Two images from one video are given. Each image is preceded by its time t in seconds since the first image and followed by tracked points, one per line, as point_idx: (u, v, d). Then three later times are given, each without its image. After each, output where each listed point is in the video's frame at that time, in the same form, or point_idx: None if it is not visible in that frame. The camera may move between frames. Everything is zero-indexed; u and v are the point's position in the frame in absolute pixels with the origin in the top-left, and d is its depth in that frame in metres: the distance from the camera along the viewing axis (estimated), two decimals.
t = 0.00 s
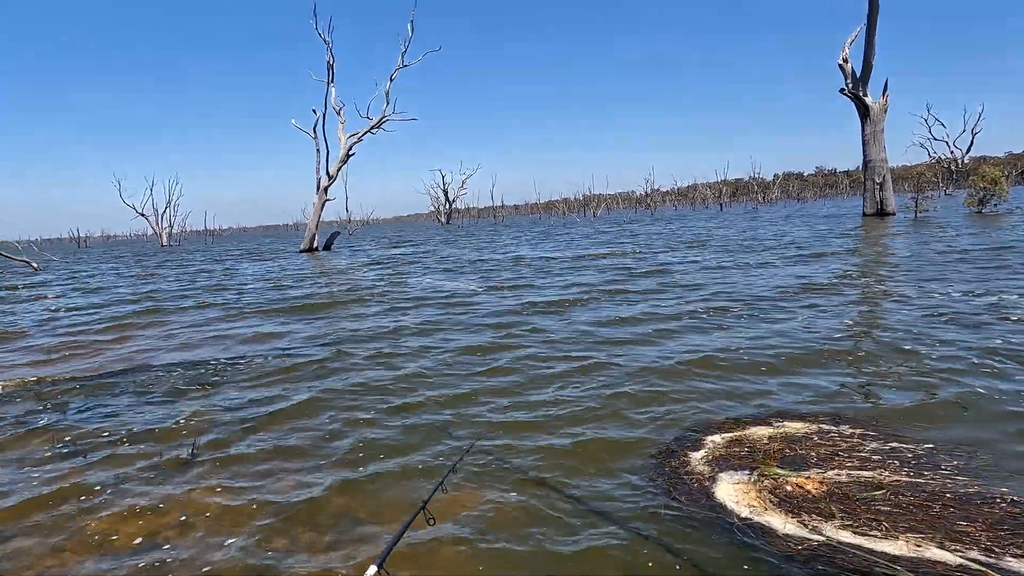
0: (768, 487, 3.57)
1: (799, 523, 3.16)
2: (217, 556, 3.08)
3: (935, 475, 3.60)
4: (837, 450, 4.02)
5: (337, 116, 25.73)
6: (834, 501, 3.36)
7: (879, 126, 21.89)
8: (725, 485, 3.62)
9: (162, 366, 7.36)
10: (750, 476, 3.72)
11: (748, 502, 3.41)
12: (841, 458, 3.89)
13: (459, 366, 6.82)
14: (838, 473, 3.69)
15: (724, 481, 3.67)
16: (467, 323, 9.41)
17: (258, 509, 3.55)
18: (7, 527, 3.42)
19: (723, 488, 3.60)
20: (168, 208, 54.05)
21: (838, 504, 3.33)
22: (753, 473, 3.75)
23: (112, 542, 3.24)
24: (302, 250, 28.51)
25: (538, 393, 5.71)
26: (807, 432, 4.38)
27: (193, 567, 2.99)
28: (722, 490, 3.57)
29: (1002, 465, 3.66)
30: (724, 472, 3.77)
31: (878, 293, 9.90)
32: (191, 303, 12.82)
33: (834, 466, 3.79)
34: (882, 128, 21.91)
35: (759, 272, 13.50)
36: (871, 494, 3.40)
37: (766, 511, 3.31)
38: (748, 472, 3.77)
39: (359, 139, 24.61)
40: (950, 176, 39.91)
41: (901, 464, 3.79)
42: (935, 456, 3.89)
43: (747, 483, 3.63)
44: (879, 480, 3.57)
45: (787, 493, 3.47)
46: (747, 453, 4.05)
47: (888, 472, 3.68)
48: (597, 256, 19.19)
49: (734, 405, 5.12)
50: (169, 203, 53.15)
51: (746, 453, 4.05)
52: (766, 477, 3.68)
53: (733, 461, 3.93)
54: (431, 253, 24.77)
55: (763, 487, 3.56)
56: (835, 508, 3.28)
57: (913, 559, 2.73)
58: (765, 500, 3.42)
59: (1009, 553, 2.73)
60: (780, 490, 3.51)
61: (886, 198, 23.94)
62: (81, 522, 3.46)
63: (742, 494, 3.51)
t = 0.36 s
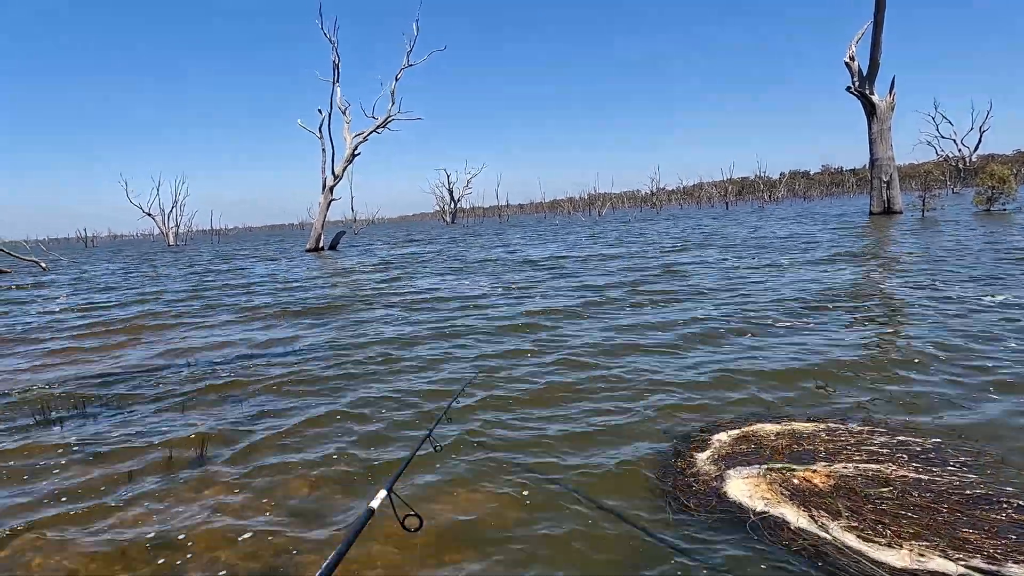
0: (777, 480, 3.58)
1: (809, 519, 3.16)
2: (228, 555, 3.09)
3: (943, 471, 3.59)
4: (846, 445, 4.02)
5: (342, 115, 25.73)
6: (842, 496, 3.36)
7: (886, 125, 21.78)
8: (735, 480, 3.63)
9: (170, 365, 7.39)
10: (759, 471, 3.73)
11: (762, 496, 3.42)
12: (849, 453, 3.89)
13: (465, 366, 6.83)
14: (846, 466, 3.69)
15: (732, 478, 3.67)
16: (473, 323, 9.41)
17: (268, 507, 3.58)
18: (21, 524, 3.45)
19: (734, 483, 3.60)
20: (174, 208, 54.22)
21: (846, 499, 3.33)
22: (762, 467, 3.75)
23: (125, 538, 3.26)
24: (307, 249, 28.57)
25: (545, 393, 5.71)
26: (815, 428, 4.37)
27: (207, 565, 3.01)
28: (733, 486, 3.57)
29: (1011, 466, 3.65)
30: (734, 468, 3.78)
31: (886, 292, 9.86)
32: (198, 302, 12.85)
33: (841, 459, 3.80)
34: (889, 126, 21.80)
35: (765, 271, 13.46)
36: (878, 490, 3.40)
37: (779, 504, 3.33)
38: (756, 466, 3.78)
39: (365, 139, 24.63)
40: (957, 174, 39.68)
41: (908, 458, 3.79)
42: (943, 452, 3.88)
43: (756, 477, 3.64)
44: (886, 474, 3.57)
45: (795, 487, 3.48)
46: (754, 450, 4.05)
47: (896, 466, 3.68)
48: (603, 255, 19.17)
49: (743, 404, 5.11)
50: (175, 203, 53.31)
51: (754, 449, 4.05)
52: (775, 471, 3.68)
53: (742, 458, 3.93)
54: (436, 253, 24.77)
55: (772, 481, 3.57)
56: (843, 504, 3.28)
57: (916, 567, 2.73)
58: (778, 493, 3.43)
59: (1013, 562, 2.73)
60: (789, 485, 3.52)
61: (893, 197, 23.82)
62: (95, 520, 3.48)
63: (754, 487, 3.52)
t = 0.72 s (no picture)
0: (785, 481, 3.57)
1: (820, 517, 3.16)
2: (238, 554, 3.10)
3: (953, 467, 3.59)
4: (854, 444, 4.01)
5: (347, 116, 25.78)
6: (852, 494, 3.36)
7: (891, 123, 21.71)
8: (744, 482, 3.62)
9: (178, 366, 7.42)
10: (767, 472, 3.72)
11: (769, 498, 3.41)
12: (858, 452, 3.88)
13: (472, 366, 6.84)
14: (855, 465, 3.69)
15: (741, 478, 3.67)
16: (478, 323, 9.41)
17: (278, 506, 3.59)
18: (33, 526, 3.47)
19: (743, 484, 3.60)
20: (179, 209, 54.41)
21: (857, 497, 3.33)
22: (770, 468, 3.75)
23: (136, 540, 3.28)
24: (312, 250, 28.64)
25: (552, 392, 5.71)
26: (823, 429, 4.36)
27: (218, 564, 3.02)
28: (742, 487, 3.56)
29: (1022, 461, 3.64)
30: (742, 468, 3.78)
31: (892, 291, 9.83)
32: (205, 303, 12.90)
33: (850, 459, 3.79)
34: (894, 124, 21.73)
35: (771, 270, 13.44)
36: (888, 486, 3.40)
37: (789, 503, 3.32)
38: (765, 467, 3.78)
39: (369, 139, 24.67)
40: (963, 172, 39.54)
41: (917, 456, 3.79)
42: (953, 449, 3.87)
43: (764, 479, 3.63)
44: (896, 471, 3.57)
45: (805, 487, 3.48)
46: (763, 450, 4.04)
47: (905, 464, 3.67)
48: (607, 255, 19.16)
49: (751, 403, 5.11)
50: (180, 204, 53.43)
51: (762, 450, 4.05)
52: (784, 472, 3.69)
53: (750, 458, 3.93)
54: (441, 253, 24.79)
55: (781, 482, 3.57)
56: (854, 501, 3.28)
57: (932, 560, 2.72)
58: (786, 495, 3.42)
59: None
60: (798, 485, 3.52)
61: (898, 195, 23.74)
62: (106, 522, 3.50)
63: (764, 487, 3.52)
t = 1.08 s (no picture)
0: (790, 482, 3.56)
1: (826, 517, 3.15)
2: (242, 557, 3.10)
3: (959, 469, 3.57)
4: (859, 445, 3.99)
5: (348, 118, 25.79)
6: (858, 495, 3.35)
7: (893, 122, 21.67)
8: (749, 482, 3.61)
9: (180, 369, 7.43)
10: (772, 472, 3.71)
11: (774, 498, 3.40)
12: (863, 453, 3.87)
13: (474, 367, 6.84)
14: (861, 466, 3.68)
15: (746, 478, 3.66)
16: (480, 324, 9.40)
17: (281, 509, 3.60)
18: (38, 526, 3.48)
19: (748, 484, 3.58)
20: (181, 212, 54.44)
21: (862, 498, 3.31)
22: (775, 468, 3.74)
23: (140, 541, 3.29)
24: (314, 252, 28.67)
25: (555, 393, 5.70)
26: (828, 428, 4.34)
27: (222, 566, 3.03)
28: (747, 487, 3.55)
29: None
30: (746, 468, 3.77)
31: (895, 290, 9.81)
32: (207, 305, 12.91)
33: (856, 460, 3.77)
34: (896, 123, 21.68)
35: (773, 270, 13.42)
36: (894, 488, 3.38)
37: (794, 503, 3.31)
38: (770, 467, 3.77)
39: (370, 141, 24.68)
40: (965, 171, 39.46)
41: (923, 457, 3.77)
42: (959, 450, 3.86)
43: (769, 479, 3.62)
44: (901, 473, 3.55)
45: (810, 487, 3.47)
46: (768, 450, 4.03)
47: (911, 465, 3.66)
48: (609, 255, 19.15)
49: (754, 403, 5.10)
50: (182, 206, 53.46)
51: (767, 450, 4.03)
52: (788, 472, 3.67)
53: (755, 458, 3.91)
54: (443, 254, 24.78)
55: (786, 482, 3.56)
56: (860, 502, 3.26)
57: (939, 561, 2.71)
58: (792, 495, 3.41)
59: None
60: (803, 485, 3.50)
61: (900, 194, 23.70)
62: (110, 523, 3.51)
63: (768, 488, 3.51)
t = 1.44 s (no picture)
0: (790, 483, 3.55)
1: (824, 519, 3.14)
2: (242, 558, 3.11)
3: (959, 470, 3.56)
4: (859, 446, 3.99)
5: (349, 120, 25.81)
6: (857, 496, 3.34)
7: (895, 123, 21.64)
8: (748, 484, 3.60)
9: (181, 371, 7.43)
10: (771, 473, 3.70)
11: (773, 500, 3.39)
12: (863, 454, 3.85)
13: (474, 368, 6.84)
14: (861, 467, 3.67)
15: (744, 479, 3.66)
16: (481, 326, 9.39)
17: (279, 508, 3.60)
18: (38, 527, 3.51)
19: (746, 486, 3.57)
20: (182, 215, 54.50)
21: (862, 499, 3.30)
22: (774, 469, 3.73)
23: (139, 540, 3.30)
24: (315, 254, 28.69)
25: (555, 394, 5.71)
26: (828, 431, 4.33)
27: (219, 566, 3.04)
28: (746, 490, 3.54)
29: None
30: (745, 470, 3.76)
31: (896, 291, 9.79)
32: (208, 308, 12.93)
33: (855, 461, 3.76)
34: (897, 124, 21.65)
35: (774, 271, 13.40)
36: (893, 489, 3.37)
37: (793, 505, 3.30)
38: (769, 468, 3.76)
39: (372, 143, 24.71)
40: (967, 172, 39.40)
41: (922, 458, 3.76)
42: (959, 451, 3.84)
43: (769, 480, 3.61)
44: (901, 474, 3.54)
45: (809, 489, 3.46)
46: (767, 452, 4.02)
47: (910, 466, 3.65)
48: (610, 258, 19.13)
49: (754, 405, 5.09)
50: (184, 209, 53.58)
51: (767, 452, 4.02)
52: (788, 473, 3.66)
53: (754, 460, 3.90)
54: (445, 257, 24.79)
55: (785, 483, 3.55)
56: (858, 503, 3.26)
57: (937, 564, 2.70)
58: (791, 497, 3.40)
59: None
60: (802, 486, 3.50)
61: (902, 196, 23.65)
62: (109, 523, 3.52)
63: (767, 490, 3.50)
